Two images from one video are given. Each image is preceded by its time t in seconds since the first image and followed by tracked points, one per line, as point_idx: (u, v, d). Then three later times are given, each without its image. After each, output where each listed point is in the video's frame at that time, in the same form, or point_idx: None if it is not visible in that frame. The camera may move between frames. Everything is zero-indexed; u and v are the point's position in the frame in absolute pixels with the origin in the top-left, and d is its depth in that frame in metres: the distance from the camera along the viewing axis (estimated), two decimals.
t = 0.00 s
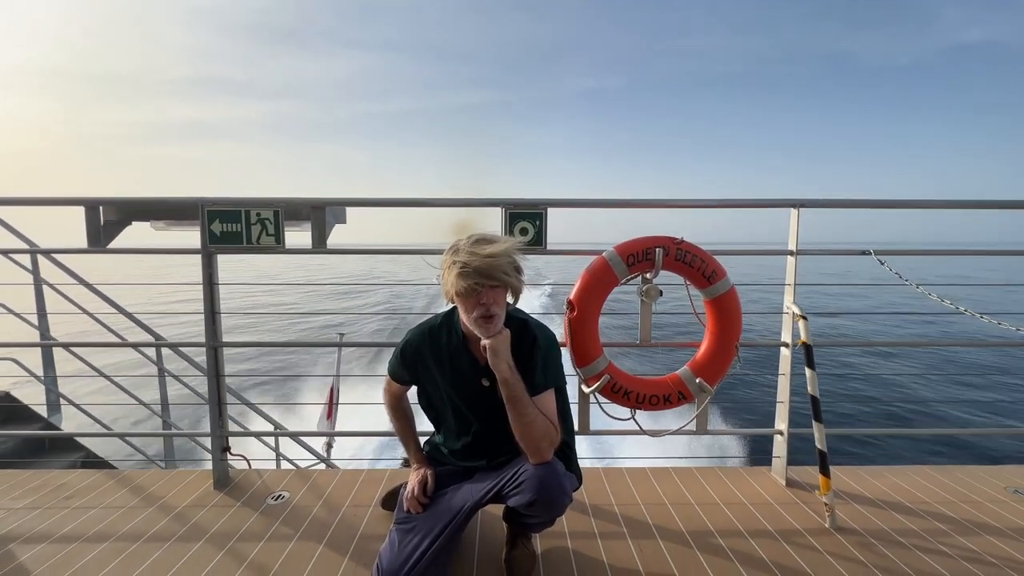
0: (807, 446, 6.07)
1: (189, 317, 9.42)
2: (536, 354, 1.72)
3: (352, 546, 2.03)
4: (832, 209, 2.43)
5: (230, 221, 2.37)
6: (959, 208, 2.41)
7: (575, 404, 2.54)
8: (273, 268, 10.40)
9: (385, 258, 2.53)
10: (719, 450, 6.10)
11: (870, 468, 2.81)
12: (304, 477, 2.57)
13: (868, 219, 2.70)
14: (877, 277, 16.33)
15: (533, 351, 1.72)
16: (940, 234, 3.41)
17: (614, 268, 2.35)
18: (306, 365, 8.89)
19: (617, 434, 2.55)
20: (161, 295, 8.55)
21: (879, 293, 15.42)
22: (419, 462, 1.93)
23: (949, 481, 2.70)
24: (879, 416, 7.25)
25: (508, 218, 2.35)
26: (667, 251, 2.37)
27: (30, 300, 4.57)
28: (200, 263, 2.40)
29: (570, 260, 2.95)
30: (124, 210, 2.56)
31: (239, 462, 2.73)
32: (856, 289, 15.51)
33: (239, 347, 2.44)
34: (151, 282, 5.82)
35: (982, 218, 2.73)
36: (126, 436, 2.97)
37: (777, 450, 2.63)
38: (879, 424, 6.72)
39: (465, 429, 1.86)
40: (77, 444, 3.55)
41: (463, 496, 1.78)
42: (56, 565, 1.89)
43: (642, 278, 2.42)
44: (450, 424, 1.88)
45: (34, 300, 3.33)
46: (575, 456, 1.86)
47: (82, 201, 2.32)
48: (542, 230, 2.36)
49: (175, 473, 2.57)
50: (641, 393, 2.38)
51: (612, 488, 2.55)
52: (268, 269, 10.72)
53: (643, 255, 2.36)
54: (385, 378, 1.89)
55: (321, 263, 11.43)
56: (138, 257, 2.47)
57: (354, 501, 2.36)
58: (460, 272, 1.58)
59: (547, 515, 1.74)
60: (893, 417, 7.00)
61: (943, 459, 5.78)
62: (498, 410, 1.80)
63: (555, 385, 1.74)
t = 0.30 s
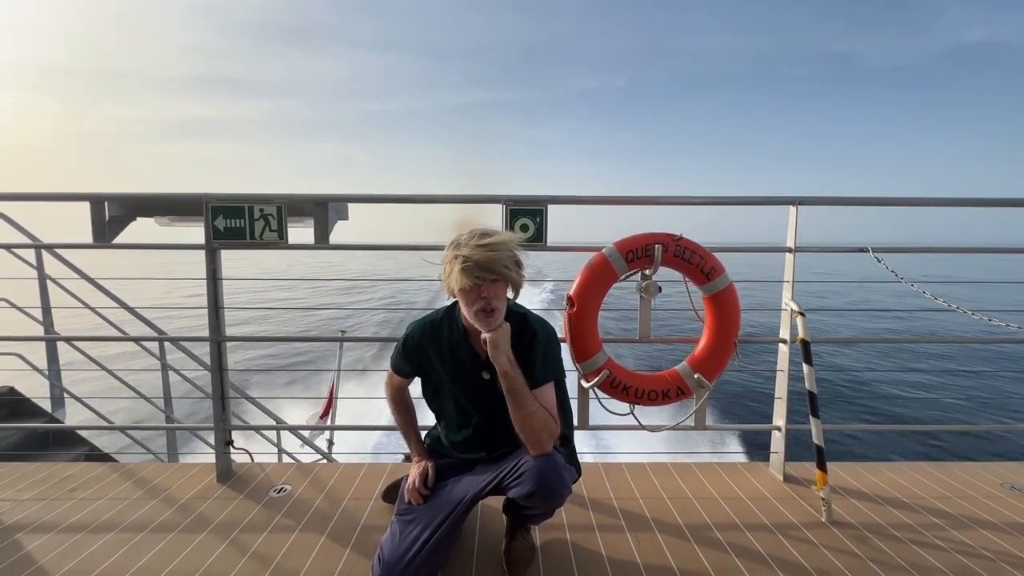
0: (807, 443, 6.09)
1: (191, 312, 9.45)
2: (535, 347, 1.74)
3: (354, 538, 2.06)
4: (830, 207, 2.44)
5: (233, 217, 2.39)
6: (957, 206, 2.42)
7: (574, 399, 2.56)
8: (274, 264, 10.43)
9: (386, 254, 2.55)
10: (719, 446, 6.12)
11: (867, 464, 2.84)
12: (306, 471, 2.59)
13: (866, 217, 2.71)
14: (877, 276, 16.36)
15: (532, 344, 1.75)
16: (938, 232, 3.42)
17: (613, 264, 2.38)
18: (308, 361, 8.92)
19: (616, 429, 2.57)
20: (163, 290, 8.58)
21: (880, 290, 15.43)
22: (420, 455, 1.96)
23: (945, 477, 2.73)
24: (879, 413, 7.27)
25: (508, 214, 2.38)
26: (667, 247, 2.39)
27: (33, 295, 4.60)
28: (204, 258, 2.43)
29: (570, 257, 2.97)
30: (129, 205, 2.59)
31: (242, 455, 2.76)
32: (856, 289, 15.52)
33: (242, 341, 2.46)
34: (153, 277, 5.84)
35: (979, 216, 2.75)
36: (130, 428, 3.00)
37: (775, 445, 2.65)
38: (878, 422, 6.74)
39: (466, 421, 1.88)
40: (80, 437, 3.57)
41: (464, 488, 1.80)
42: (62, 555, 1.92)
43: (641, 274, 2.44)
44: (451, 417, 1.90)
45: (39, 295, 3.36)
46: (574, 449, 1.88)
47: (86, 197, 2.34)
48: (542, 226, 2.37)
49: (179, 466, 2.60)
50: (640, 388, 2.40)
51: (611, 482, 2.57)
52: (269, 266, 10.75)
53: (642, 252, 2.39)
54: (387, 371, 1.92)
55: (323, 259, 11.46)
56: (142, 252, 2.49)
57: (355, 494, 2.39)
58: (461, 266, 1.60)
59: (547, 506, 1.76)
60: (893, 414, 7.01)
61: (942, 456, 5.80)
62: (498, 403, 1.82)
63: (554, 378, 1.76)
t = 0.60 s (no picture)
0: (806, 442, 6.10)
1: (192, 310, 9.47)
2: (537, 344, 1.75)
3: (354, 533, 2.07)
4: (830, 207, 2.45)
5: (235, 215, 2.40)
6: (958, 206, 2.43)
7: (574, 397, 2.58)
8: (275, 262, 10.44)
9: (387, 252, 2.56)
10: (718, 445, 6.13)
11: (865, 463, 2.85)
12: (307, 468, 2.60)
13: (865, 216, 2.72)
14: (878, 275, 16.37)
15: (534, 342, 1.76)
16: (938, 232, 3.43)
17: (613, 262, 2.39)
18: (309, 358, 8.94)
19: (616, 426, 2.59)
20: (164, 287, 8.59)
21: (881, 290, 15.44)
22: (421, 451, 1.97)
23: (944, 476, 2.74)
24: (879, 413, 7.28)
25: (509, 213, 2.39)
26: (666, 246, 2.40)
27: (35, 290, 4.61)
28: (206, 255, 2.44)
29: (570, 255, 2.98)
30: (132, 202, 2.61)
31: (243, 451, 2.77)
32: (856, 288, 15.53)
33: (244, 338, 2.48)
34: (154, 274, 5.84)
35: (980, 216, 2.75)
36: (130, 424, 3.01)
37: (774, 444, 2.67)
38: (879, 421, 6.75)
39: (466, 418, 1.90)
40: (82, 433, 3.59)
41: (464, 484, 1.82)
42: (66, 549, 1.94)
43: (641, 273, 2.45)
44: (452, 414, 1.92)
45: (41, 291, 3.37)
46: (574, 446, 1.90)
47: (90, 194, 2.36)
48: (543, 225, 2.39)
49: (180, 462, 2.61)
50: (639, 386, 2.41)
51: (610, 480, 2.59)
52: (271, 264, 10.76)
53: (642, 250, 2.40)
54: (389, 368, 1.93)
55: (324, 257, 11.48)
56: (145, 249, 2.50)
57: (356, 490, 2.40)
58: (465, 264, 1.62)
59: (546, 502, 1.78)
60: (893, 414, 7.02)
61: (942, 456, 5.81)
62: (499, 400, 1.84)
63: (555, 375, 1.78)
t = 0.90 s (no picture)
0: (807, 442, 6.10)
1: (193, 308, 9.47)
2: (540, 343, 1.76)
3: (354, 530, 2.08)
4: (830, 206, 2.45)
5: (236, 212, 2.41)
6: (958, 205, 2.42)
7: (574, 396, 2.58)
8: (276, 260, 10.45)
9: (388, 251, 2.56)
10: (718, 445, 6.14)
11: (865, 463, 2.85)
12: (306, 466, 2.60)
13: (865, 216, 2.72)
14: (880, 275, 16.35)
15: (538, 340, 1.77)
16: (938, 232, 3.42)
17: (614, 261, 2.39)
18: (310, 356, 8.94)
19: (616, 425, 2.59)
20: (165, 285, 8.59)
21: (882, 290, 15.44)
22: (422, 449, 1.98)
23: (943, 477, 2.74)
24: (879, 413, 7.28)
25: (509, 212, 2.39)
26: (667, 245, 2.41)
27: (36, 287, 4.63)
28: (208, 252, 2.44)
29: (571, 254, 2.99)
30: (134, 199, 2.61)
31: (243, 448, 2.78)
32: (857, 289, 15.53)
33: (244, 335, 2.48)
34: (155, 271, 5.84)
35: (979, 216, 2.75)
36: (129, 421, 3.00)
37: (773, 444, 2.67)
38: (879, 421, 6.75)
39: (468, 416, 1.90)
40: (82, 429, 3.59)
41: (464, 482, 1.82)
42: (67, 545, 1.95)
43: (641, 272, 2.46)
44: (454, 411, 1.93)
45: (42, 288, 3.37)
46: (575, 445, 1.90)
47: (91, 191, 2.36)
48: (543, 223, 2.39)
49: (180, 459, 2.62)
50: (639, 385, 2.42)
51: (610, 478, 2.59)
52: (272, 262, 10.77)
53: (642, 249, 2.40)
54: (392, 364, 1.93)
55: (325, 255, 11.49)
56: (146, 246, 2.50)
57: (356, 488, 2.41)
58: (471, 262, 1.62)
59: (547, 501, 1.78)
60: (893, 414, 7.02)
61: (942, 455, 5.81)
62: (501, 398, 1.84)
63: (558, 374, 1.78)
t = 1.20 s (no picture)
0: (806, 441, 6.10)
1: (193, 306, 9.47)
2: (542, 340, 1.76)
3: (354, 526, 2.08)
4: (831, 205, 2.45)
5: (237, 209, 2.41)
6: (960, 204, 2.42)
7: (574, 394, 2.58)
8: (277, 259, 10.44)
9: (388, 248, 2.56)
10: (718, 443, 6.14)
11: (865, 462, 2.85)
12: (306, 463, 2.60)
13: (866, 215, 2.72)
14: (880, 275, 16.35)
15: (540, 337, 1.76)
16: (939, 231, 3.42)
17: (615, 259, 2.39)
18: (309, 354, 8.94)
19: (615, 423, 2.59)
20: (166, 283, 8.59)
21: (883, 290, 15.43)
22: (422, 445, 1.98)
23: (943, 476, 2.74)
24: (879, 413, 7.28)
25: (510, 209, 2.39)
26: (667, 243, 2.41)
27: (36, 283, 4.62)
28: (208, 250, 2.44)
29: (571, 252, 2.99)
30: (135, 196, 2.61)
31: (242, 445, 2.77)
32: (857, 290, 15.51)
33: (244, 332, 2.48)
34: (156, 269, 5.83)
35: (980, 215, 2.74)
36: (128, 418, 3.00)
37: (773, 442, 2.67)
38: (879, 421, 6.74)
39: (470, 413, 1.90)
40: (83, 427, 3.58)
41: (465, 478, 1.82)
42: (66, 539, 1.95)
43: (641, 270, 2.46)
44: (455, 408, 1.93)
45: (43, 286, 3.37)
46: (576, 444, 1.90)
47: (93, 187, 2.36)
48: (544, 221, 2.39)
49: (180, 456, 2.61)
50: (640, 383, 2.42)
51: (610, 476, 2.59)
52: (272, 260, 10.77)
53: (642, 247, 2.40)
54: (393, 360, 1.93)
55: (326, 254, 11.49)
56: (146, 243, 2.50)
57: (356, 485, 2.41)
58: (473, 257, 1.62)
59: (547, 498, 1.78)
60: (893, 414, 7.02)
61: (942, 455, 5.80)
62: (502, 395, 1.84)
63: (560, 371, 1.78)
